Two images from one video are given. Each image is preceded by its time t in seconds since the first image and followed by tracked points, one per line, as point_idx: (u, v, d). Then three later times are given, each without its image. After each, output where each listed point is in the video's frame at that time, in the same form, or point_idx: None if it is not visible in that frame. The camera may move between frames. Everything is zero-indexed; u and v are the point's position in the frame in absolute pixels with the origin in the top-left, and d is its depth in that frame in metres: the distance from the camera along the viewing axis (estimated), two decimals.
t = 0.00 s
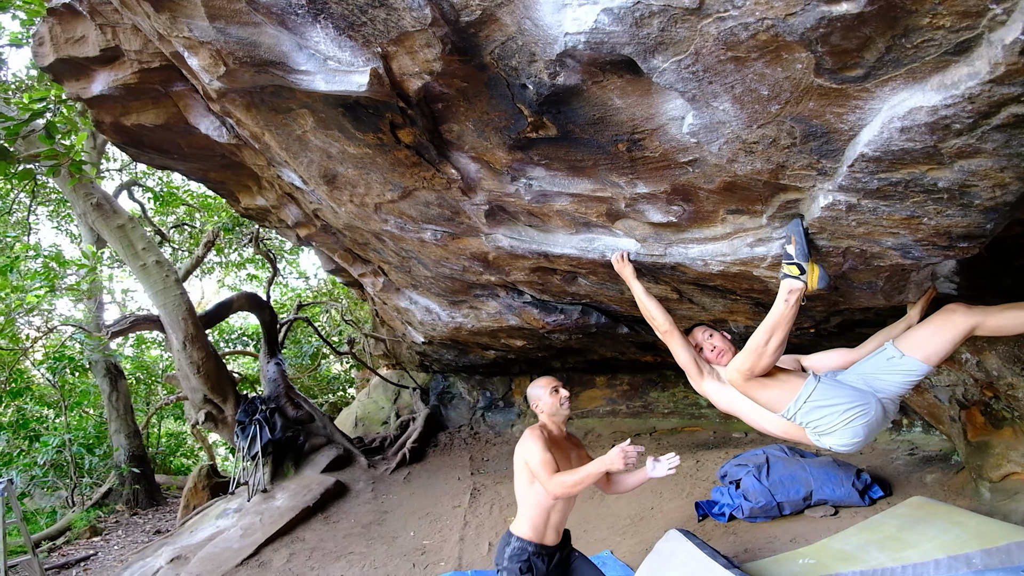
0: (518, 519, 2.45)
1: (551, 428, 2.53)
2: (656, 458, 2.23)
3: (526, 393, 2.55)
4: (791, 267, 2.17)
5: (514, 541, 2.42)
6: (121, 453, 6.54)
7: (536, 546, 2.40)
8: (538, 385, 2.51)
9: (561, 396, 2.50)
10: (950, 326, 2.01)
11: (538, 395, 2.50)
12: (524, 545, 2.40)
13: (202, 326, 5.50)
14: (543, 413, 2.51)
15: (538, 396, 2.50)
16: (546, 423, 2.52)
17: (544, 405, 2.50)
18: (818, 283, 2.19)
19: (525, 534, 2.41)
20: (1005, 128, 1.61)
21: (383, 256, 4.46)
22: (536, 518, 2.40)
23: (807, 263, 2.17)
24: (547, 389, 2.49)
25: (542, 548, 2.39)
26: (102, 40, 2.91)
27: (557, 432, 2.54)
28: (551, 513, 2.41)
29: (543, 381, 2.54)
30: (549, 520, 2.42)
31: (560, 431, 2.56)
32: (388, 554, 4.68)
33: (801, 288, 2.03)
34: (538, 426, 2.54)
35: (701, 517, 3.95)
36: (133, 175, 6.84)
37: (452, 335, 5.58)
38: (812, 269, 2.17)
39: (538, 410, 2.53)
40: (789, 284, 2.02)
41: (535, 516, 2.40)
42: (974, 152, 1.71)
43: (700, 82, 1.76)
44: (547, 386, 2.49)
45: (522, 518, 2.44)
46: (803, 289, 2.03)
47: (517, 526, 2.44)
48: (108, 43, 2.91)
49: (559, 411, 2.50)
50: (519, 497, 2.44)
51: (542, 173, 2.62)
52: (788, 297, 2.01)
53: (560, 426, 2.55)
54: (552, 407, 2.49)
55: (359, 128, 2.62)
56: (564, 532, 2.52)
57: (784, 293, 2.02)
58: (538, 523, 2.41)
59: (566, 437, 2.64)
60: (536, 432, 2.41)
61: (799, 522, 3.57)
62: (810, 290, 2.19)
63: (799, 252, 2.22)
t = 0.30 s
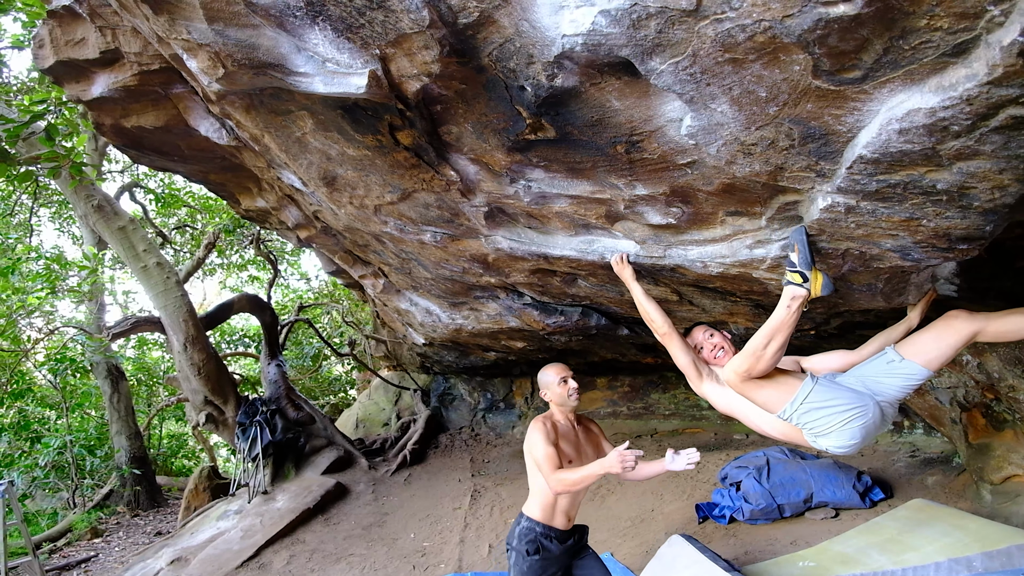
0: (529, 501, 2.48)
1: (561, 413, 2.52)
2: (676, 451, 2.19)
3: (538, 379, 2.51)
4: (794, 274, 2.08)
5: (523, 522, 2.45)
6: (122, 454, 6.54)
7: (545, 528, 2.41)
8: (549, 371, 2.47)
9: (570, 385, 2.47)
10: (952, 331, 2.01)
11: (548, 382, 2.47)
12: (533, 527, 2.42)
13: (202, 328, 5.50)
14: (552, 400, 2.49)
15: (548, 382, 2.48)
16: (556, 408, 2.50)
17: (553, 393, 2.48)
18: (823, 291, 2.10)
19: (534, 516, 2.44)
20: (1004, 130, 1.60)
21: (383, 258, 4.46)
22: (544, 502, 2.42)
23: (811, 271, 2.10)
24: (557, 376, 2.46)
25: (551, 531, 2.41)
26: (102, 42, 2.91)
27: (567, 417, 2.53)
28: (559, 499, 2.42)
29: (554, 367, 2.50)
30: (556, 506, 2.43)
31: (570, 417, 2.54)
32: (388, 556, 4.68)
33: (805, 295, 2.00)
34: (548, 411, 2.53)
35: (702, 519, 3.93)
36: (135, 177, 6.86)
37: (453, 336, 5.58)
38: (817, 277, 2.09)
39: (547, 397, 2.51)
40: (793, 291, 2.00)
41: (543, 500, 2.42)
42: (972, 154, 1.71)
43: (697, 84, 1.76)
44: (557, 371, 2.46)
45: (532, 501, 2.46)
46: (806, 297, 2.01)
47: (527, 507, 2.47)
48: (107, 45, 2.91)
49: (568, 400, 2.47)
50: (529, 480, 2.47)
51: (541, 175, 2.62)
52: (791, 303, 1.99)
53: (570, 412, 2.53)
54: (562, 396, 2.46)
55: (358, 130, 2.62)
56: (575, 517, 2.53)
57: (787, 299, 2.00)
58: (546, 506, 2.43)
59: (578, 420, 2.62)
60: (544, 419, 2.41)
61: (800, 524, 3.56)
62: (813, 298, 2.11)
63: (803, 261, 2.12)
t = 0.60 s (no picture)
0: (513, 523, 2.46)
1: (540, 429, 2.52)
2: (661, 459, 2.12)
3: (518, 396, 2.51)
4: (793, 275, 2.10)
5: (509, 545, 2.45)
6: (124, 453, 6.56)
7: (530, 551, 2.43)
8: (528, 388, 2.48)
9: (551, 402, 2.46)
10: (951, 333, 2.00)
11: (529, 399, 2.46)
12: (519, 550, 2.42)
13: (204, 328, 5.50)
14: (532, 418, 2.49)
15: (528, 399, 2.48)
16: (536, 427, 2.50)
17: (534, 410, 2.47)
18: (821, 292, 2.11)
19: (521, 539, 2.43)
20: (1001, 131, 1.60)
21: (384, 257, 4.46)
22: (529, 523, 2.41)
23: (808, 272, 2.10)
24: (537, 394, 2.46)
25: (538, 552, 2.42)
26: (103, 43, 2.92)
27: (546, 435, 2.53)
28: (542, 519, 2.41)
29: (533, 383, 2.50)
30: (541, 525, 2.42)
31: (549, 434, 2.55)
32: (389, 556, 4.68)
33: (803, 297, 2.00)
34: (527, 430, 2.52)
35: (702, 518, 3.94)
36: (137, 177, 6.88)
37: (454, 336, 5.59)
38: (814, 278, 2.09)
39: (528, 413, 2.50)
40: (791, 292, 2.00)
41: (527, 521, 2.41)
42: (970, 155, 1.71)
43: (695, 84, 1.76)
44: (536, 389, 2.46)
45: (516, 522, 2.45)
46: (804, 299, 2.02)
47: (512, 530, 2.46)
48: (108, 46, 2.92)
49: (548, 417, 2.47)
50: (512, 502, 2.45)
51: (541, 175, 2.62)
52: (789, 304, 1.99)
53: (549, 430, 2.54)
54: (542, 412, 2.46)
55: (358, 131, 2.62)
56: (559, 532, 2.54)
57: (786, 301, 2.00)
58: (531, 528, 2.42)
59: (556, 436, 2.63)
60: (524, 441, 2.40)
61: (800, 524, 3.56)
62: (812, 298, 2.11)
63: (800, 261, 2.14)
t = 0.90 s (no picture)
0: (503, 527, 2.48)
1: (521, 427, 2.52)
2: (642, 450, 2.29)
3: (497, 396, 2.51)
4: (793, 276, 2.12)
5: (502, 550, 2.46)
6: (125, 455, 6.57)
7: (523, 553, 2.44)
8: (508, 387, 2.48)
9: (531, 398, 2.47)
10: (951, 339, 2.01)
11: (510, 398, 2.47)
12: (513, 554, 2.44)
13: (205, 330, 5.51)
14: (513, 415, 2.49)
15: (508, 397, 2.48)
16: (518, 425, 2.50)
17: (515, 409, 2.48)
18: (822, 294, 2.06)
19: (511, 542, 2.44)
20: (997, 136, 1.61)
21: (384, 260, 4.47)
22: (518, 526, 2.44)
23: (809, 273, 2.08)
24: (517, 392, 2.46)
25: (531, 554, 2.43)
26: (104, 46, 2.94)
27: (527, 431, 2.53)
28: (532, 518, 2.45)
29: (512, 382, 2.51)
30: (531, 524, 2.45)
31: (531, 431, 2.55)
32: (389, 557, 4.69)
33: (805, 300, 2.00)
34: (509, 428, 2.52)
35: (701, 521, 3.94)
36: (138, 179, 6.90)
37: (454, 338, 5.59)
38: (815, 279, 2.06)
39: (509, 413, 2.50)
40: (792, 294, 2.00)
41: (516, 524, 2.44)
42: (966, 160, 1.72)
43: (694, 89, 1.77)
44: (515, 388, 2.46)
45: (506, 527, 2.47)
46: (805, 301, 2.01)
47: (503, 534, 2.48)
48: (110, 49, 2.93)
49: (530, 413, 2.48)
50: (500, 505, 2.46)
51: (541, 178, 2.63)
52: (790, 306, 1.99)
53: (530, 426, 2.54)
54: (524, 409, 2.47)
55: (359, 134, 2.63)
56: (551, 531, 2.56)
57: (786, 303, 2.00)
58: (521, 529, 2.44)
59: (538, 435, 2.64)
60: (505, 439, 2.41)
61: (799, 526, 3.57)
62: (812, 301, 2.07)
63: (800, 261, 2.15)
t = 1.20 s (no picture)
0: (505, 530, 2.48)
1: (520, 428, 2.53)
2: (640, 448, 2.35)
3: (495, 398, 2.51)
4: (790, 277, 2.12)
5: (504, 555, 2.47)
6: (126, 454, 6.59)
7: (526, 558, 2.45)
8: (505, 387, 2.49)
9: (530, 397, 2.47)
10: (951, 342, 2.01)
11: (508, 397, 2.47)
12: (515, 558, 2.45)
13: (206, 330, 5.51)
14: (512, 415, 2.50)
15: (506, 398, 2.49)
16: (517, 424, 2.51)
17: (514, 409, 2.48)
18: (817, 297, 2.06)
19: (514, 546, 2.45)
20: (997, 139, 1.62)
21: (386, 260, 4.48)
22: (519, 528, 2.44)
23: (807, 275, 2.08)
24: (514, 391, 2.47)
25: (534, 557, 2.44)
26: (107, 47, 2.95)
27: (527, 431, 2.54)
28: (534, 519, 2.45)
29: (510, 382, 2.52)
30: (533, 526, 2.46)
31: (530, 430, 2.56)
32: (390, 557, 4.70)
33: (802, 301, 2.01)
34: (508, 428, 2.53)
35: (702, 521, 3.94)
36: (140, 179, 6.91)
37: (455, 338, 5.60)
38: (813, 281, 2.06)
39: (508, 413, 2.51)
40: (789, 295, 2.00)
41: (518, 526, 2.44)
42: (966, 163, 1.73)
43: (695, 92, 1.78)
44: (514, 388, 2.47)
45: (507, 531, 2.48)
46: (802, 302, 2.01)
47: (505, 538, 2.48)
48: (112, 51, 2.95)
49: (529, 412, 2.48)
50: (501, 508, 2.47)
51: (542, 179, 2.64)
52: (786, 306, 2.00)
53: (529, 425, 2.55)
54: (522, 409, 2.47)
55: (361, 135, 2.64)
56: (553, 534, 2.56)
57: (782, 302, 2.01)
58: (524, 531, 2.45)
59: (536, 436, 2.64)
60: (506, 438, 2.42)
61: (800, 526, 3.57)
62: (808, 303, 2.07)
63: (798, 262, 2.14)
